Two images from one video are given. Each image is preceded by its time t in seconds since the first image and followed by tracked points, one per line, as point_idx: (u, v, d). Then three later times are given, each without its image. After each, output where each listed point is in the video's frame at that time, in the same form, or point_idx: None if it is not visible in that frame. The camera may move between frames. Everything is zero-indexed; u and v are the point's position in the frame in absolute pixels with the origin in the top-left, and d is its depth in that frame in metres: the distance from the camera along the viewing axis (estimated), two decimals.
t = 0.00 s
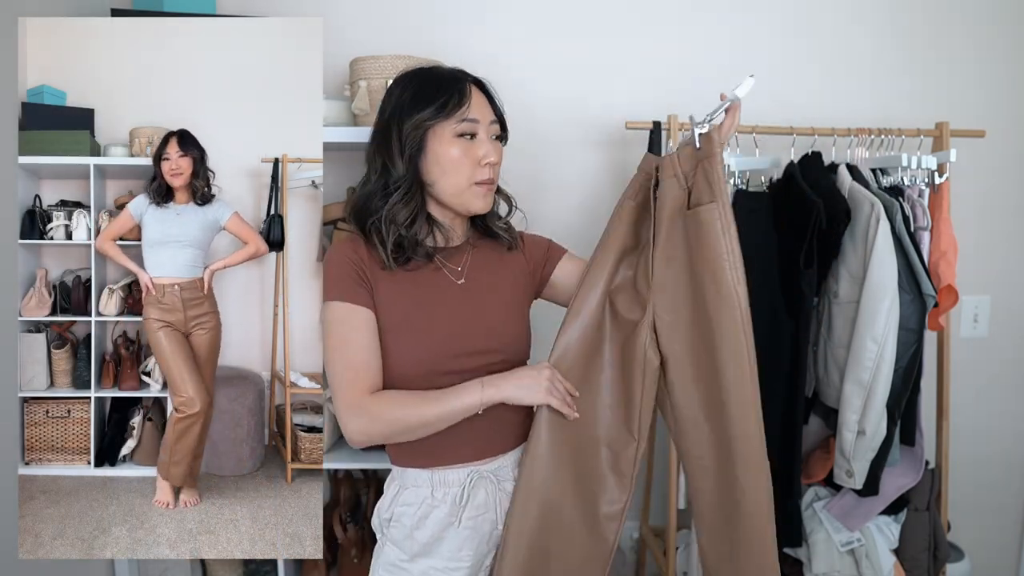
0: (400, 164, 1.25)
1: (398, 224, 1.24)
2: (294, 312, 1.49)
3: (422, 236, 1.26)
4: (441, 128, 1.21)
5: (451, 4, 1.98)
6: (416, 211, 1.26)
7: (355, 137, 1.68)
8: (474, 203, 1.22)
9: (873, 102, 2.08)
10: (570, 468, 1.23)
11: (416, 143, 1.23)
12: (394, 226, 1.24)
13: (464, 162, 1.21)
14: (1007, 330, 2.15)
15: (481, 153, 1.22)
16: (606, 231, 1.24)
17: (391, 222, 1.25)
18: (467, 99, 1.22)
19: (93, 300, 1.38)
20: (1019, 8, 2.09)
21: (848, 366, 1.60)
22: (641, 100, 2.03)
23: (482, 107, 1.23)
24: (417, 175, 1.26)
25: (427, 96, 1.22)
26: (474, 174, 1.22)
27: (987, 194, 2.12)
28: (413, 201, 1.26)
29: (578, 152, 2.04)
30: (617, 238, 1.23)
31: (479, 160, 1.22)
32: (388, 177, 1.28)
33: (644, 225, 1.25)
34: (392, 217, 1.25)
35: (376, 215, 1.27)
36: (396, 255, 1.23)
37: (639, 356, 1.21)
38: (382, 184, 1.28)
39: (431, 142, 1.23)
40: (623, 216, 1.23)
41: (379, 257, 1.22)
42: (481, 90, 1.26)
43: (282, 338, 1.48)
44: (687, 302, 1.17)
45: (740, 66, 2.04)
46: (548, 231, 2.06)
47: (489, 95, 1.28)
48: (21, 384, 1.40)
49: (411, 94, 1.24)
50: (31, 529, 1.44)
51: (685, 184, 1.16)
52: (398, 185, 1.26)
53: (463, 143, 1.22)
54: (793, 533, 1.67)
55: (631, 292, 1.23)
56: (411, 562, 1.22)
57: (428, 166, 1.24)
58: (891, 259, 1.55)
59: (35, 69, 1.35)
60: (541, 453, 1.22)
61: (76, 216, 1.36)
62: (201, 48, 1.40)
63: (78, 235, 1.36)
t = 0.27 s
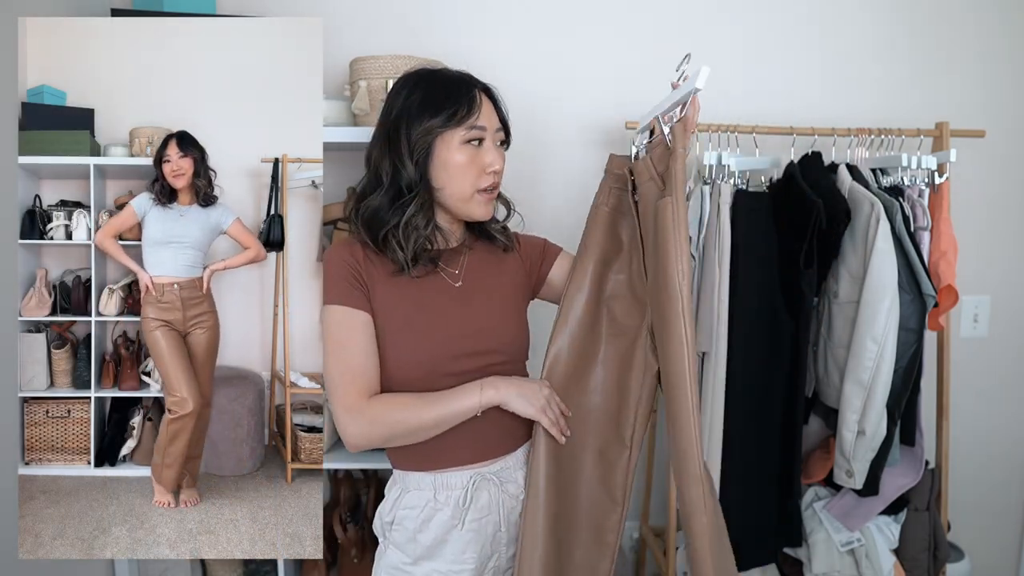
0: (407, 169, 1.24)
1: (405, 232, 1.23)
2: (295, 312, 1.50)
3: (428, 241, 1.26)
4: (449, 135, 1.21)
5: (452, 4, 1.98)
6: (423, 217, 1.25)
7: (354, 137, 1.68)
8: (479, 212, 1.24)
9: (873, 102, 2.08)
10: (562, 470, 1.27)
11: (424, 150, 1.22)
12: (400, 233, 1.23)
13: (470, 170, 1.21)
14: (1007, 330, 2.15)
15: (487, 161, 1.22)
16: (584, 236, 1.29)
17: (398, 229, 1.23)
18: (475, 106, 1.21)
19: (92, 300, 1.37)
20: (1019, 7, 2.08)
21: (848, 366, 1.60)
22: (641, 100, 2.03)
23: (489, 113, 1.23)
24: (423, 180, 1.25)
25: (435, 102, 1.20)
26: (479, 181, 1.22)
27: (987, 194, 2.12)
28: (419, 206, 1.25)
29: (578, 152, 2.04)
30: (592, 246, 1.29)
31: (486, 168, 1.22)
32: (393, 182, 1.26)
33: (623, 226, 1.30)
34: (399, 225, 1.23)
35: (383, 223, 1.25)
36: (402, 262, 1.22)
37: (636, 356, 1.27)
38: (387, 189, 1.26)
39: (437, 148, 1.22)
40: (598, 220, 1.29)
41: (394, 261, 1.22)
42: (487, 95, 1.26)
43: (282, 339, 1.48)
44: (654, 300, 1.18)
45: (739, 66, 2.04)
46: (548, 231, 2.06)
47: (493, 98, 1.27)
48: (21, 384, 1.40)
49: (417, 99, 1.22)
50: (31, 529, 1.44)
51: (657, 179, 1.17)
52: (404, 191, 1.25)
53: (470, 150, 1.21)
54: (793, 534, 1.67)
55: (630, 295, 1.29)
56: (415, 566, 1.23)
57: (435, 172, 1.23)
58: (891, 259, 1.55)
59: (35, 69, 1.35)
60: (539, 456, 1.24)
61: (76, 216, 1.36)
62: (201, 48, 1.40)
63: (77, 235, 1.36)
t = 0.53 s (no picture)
0: (401, 169, 1.24)
1: (402, 230, 1.23)
2: (294, 313, 1.50)
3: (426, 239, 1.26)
4: (443, 133, 1.21)
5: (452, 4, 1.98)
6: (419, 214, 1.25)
7: (354, 137, 1.68)
8: (475, 211, 1.24)
9: (873, 102, 2.08)
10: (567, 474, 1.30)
11: (418, 148, 1.22)
12: (398, 231, 1.23)
13: (466, 167, 1.21)
14: (1007, 330, 2.15)
15: (482, 158, 1.22)
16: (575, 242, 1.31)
17: (394, 227, 1.24)
18: (468, 104, 1.21)
19: (93, 300, 1.37)
20: (1019, 7, 2.08)
21: (848, 366, 1.60)
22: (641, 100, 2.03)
23: (483, 110, 1.23)
24: (420, 180, 1.25)
25: (429, 100, 1.21)
26: (475, 178, 1.22)
27: (986, 194, 2.12)
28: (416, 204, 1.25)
29: (578, 152, 2.04)
30: (585, 249, 1.31)
31: (481, 165, 1.22)
32: (389, 180, 1.26)
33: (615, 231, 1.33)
34: (395, 223, 1.24)
35: (379, 220, 1.25)
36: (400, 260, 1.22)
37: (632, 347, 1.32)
38: (383, 188, 1.27)
39: (432, 147, 1.22)
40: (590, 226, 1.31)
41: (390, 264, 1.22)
42: (481, 92, 1.26)
43: (282, 338, 1.49)
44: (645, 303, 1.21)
45: (739, 66, 2.04)
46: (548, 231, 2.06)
47: (488, 96, 1.27)
48: (21, 384, 1.40)
49: (411, 97, 1.23)
50: (31, 529, 1.45)
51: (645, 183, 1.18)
52: (401, 189, 1.25)
53: (464, 147, 1.22)
54: (793, 534, 1.67)
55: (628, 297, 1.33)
56: (417, 565, 1.23)
57: (430, 170, 1.23)
58: (891, 259, 1.55)
59: (35, 69, 1.35)
60: (540, 458, 1.25)
61: (76, 216, 1.36)
62: (201, 48, 1.40)
63: (77, 235, 1.36)
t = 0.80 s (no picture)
0: (400, 171, 1.24)
1: (400, 232, 1.23)
2: (294, 313, 1.50)
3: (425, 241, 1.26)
4: (442, 136, 1.20)
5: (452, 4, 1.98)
6: (417, 216, 1.25)
7: (354, 137, 1.68)
8: (473, 212, 1.23)
9: (873, 102, 2.08)
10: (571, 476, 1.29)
11: (417, 150, 1.22)
12: (396, 233, 1.23)
13: (464, 170, 1.21)
14: (1007, 330, 2.15)
15: (480, 161, 1.22)
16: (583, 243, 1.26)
17: (392, 229, 1.23)
18: (468, 107, 1.21)
19: (93, 301, 1.37)
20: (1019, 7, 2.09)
21: (848, 366, 1.60)
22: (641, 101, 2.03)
23: (482, 113, 1.23)
24: (419, 182, 1.25)
25: (428, 102, 1.20)
26: (472, 182, 1.22)
27: (986, 194, 2.12)
28: (414, 206, 1.25)
29: (578, 152, 2.04)
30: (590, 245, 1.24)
31: (479, 168, 1.22)
32: (388, 182, 1.26)
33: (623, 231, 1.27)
34: (394, 224, 1.24)
35: (377, 221, 1.25)
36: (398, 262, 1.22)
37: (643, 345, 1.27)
38: (382, 189, 1.27)
39: (431, 149, 1.22)
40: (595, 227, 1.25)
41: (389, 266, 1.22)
42: (481, 95, 1.25)
43: (282, 338, 1.49)
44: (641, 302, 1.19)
45: (740, 66, 2.04)
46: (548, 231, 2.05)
47: (488, 98, 1.27)
48: (21, 384, 1.40)
49: (411, 99, 1.22)
50: (30, 529, 1.45)
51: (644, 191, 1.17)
52: (399, 191, 1.25)
53: (462, 150, 1.21)
54: (793, 534, 1.68)
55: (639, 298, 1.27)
56: (418, 565, 1.23)
57: (428, 172, 1.23)
58: (891, 259, 1.55)
59: (35, 69, 1.35)
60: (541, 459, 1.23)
61: (76, 216, 1.35)
62: (200, 48, 1.40)
63: (77, 235, 1.36)
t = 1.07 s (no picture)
0: (396, 170, 1.24)
1: (394, 231, 1.23)
2: (295, 314, 1.49)
3: (422, 241, 1.25)
4: (436, 136, 1.20)
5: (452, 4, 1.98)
6: (413, 215, 1.25)
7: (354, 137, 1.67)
8: (466, 213, 1.22)
9: (873, 102, 2.08)
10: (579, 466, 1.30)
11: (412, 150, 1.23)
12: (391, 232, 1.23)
13: (456, 170, 1.20)
14: (1007, 330, 2.15)
15: (473, 162, 1.21)
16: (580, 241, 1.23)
17: (387, 228, 1.23)
18: (461, 107, 1.20)
19: (93, 301, 1.37)
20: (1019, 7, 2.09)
21: (848, 366, 1.60)
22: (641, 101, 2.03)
23: (477, 114, 1.22)
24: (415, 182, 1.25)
25: (421, 103, 1.20)
26: (464, 182, 1.20)
27: (986, 193, 2.12)
28: (410, 206, 1.25)
29: (578, 152, 2.04)
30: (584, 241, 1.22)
31: (472, 168, 1.20)
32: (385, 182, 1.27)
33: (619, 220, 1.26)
34: (387, 223, 1.24)
35: (373, 221, 1.26)
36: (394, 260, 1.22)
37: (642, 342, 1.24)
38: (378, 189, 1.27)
39: (426, 149, 1.22)
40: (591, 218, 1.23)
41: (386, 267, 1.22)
42: (479, 96, 1.24)
43: (282, 338, 1.48)
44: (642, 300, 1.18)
45: (740, 66, 2.04)
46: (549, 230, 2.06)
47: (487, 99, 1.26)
48: (22, 384, 1.40)
49: (408, 100, 1.23)
50: (31, 529, 1.45)
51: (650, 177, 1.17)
52: (395, 191, 1.25)
53: (456, 150, 1.21)
54: (793, 534, 1.68)
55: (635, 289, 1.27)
56: (418, 565, 1.23)
57: (423, 173, 1.23)
58: (891, 260, 1.55)
59: (35, 69, 1.35)
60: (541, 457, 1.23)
61: (76, 216, 1.36)
62: (200, 48, 1.40)
63: (78, 235, 1.36)
